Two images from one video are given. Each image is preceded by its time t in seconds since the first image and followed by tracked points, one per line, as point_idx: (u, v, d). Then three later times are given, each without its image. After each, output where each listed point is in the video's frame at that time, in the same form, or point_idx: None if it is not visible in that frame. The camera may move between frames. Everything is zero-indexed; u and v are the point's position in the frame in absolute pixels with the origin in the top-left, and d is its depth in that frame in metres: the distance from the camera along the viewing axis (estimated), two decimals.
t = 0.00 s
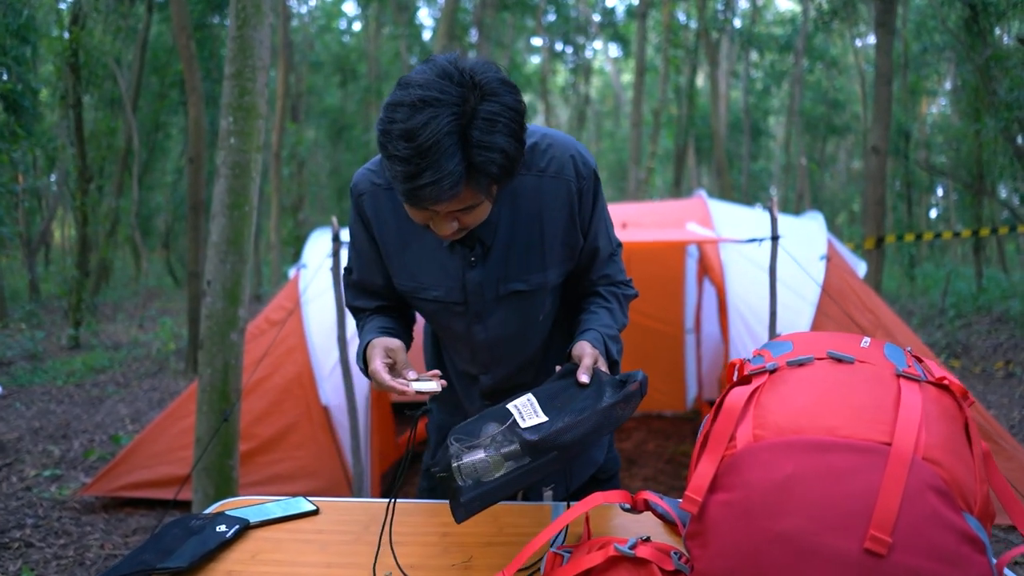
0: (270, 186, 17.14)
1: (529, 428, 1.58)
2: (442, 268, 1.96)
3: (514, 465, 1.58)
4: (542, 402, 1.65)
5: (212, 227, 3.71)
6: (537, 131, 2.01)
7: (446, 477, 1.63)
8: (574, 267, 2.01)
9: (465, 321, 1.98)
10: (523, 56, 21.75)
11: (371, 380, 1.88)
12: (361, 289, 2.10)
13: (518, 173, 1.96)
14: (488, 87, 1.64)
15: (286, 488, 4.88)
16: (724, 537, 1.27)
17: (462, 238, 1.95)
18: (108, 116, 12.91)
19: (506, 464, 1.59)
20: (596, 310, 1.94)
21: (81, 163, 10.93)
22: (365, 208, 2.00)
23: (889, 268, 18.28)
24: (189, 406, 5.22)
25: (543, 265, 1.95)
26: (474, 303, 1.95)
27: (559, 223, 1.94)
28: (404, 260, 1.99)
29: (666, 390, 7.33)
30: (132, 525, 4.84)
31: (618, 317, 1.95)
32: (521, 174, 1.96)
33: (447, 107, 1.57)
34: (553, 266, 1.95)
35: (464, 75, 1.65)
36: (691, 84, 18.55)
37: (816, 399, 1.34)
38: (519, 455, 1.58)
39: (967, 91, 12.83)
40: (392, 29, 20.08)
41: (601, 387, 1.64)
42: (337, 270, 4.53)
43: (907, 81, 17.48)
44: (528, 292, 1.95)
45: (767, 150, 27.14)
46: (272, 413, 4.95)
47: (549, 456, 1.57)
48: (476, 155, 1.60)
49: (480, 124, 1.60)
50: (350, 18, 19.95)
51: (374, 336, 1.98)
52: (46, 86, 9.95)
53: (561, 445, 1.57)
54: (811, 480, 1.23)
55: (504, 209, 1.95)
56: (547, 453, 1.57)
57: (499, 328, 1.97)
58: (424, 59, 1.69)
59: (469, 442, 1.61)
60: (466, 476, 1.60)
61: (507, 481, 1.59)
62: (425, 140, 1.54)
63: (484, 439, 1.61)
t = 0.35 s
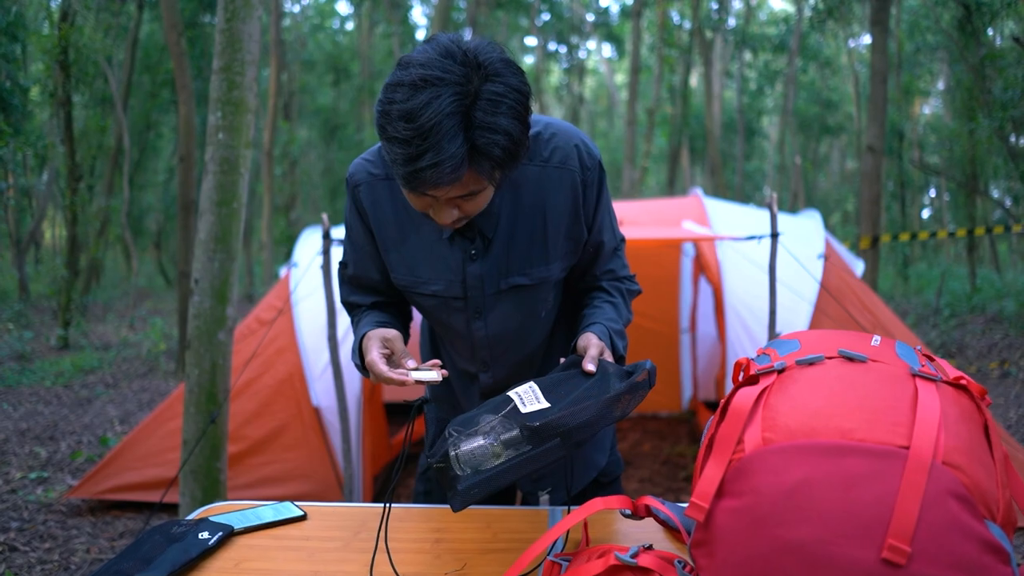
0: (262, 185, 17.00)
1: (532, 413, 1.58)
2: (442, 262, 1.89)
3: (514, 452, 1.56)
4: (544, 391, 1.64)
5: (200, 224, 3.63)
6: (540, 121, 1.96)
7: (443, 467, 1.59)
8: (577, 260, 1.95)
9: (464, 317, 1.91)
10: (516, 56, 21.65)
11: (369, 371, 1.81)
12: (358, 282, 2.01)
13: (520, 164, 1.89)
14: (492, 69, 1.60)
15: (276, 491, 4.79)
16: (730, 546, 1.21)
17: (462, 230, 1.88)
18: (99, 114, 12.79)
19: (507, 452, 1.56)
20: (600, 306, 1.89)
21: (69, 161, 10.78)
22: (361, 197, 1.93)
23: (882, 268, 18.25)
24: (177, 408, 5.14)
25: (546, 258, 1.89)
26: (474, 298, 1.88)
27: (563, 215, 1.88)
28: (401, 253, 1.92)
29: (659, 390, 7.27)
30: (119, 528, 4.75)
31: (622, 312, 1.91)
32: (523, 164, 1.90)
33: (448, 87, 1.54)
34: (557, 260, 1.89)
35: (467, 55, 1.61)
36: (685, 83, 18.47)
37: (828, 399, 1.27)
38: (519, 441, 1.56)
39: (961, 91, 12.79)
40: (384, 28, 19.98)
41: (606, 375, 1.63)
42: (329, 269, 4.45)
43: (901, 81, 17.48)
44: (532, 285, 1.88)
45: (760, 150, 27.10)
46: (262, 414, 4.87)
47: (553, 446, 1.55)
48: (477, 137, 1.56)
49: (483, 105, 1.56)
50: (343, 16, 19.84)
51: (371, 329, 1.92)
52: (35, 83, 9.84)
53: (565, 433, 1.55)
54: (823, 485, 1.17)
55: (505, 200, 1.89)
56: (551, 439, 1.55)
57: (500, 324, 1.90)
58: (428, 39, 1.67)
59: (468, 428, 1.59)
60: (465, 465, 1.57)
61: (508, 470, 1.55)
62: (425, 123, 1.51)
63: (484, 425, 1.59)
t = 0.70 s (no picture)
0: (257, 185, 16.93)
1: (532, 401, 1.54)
2: (444, 262, 1.84)
3: (514, 442, 1.53)
4: (547, 379, 1.61)
5: (193, 225, 3.57)
6: (544, 117, 1.92)
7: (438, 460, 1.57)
8: (581, 260, 1.91)
9: (467, 317, 1.86)
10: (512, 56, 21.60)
11: (374, 370, 1.76)
12: (358, 283, 1.97)
13: (525, 159, 1.85)
14: (493, 58, 1.55)
15: (269, 495, 4.74)
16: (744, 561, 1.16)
17: (465, 229, 1.84)
18: (92, 114, 12.69)
19: (507, 443, 1.53)
20: (607, 306, 1.85)
21: (63, 161, 10.71)
22: (362, 196, 1.88)
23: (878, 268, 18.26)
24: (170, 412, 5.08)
25: (550, 258, 1.84)
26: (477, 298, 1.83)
27: (567, 213, 1.83)
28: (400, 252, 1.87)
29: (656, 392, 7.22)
30: (111, 533, 4.69)
31: (630, 312, 1.86)
32: (528, 160, 1.85)
33: (449, 75, 1.50)
34: (561, 258, 1.85)
35: (468, 44, 1.57)
36: (681, 84, 18.44)
37: (843, 406, 1.22)
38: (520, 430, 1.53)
39: (957, 92, 12.79)
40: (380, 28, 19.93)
41: (611, 363, 1.61)
42: (325, 269, 4.40)
43: (897, 82, 17.47)
44: (536, 285, 1.83)
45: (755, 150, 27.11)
46: (256, 418, 4.81)
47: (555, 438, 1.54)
48: (479, 127, 1.51)
49: (485, 94, 1.52)
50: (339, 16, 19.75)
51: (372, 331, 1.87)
52: (28, 83, 9.77)
53: (569, 421, 1.54)
54: (840, 498, 1.12)
55: (509, 196, 1.84)
56: (555, 429, 1.54)
57: (502, 325, 1.85)
58: (428, 28, 1.63)
59: (467, 420, 1.56)
60: (465, 457, 1.53)
61: (509, 459, 1.53)
62: (425, 112, 1.47)
63: (482, 416, 1.55)
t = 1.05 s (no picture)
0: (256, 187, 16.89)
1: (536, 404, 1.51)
2: (449, 270, 1.82)
3: (516, 447, 1.49)
4: (551, 385, 1.58)
5: (192, 230, 3.55)
6: (550, 123, 1.90)
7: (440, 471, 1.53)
8: (586, 268, 1.88)
9: (472, 326, 1.84)
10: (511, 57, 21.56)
11: (377, 376, 1.74)
12: (361, 291, 1.95)
13: (530, 166, 1.84)
14: (499, 65, 1.54)
15: (270, 501, 4.74)
16: None
17: (469, 236, 1.82)
18: (92, 116, 12.65)
19: (511, 447, 1.49)
20: (612, 312, 1.83)
21: (62, 164, 10.68)
22: (366, 204, 1.86)
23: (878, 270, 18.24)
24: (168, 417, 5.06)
25: (555, 265, 1.82)
26: (482, 306, 1.81)
27: (573, 220, 1.81)
28: (406, 258, 1.84)
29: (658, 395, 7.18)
30: (110, 540, 4.67)
31: (636, 319, 1.84)
32: (533, 167, 1.84)
33: (454, 82, 1.48)
34: (567, 266, 1.82)
35: (473, 52, 1.55)
36: (681, 86, 18.40)
37: (855, 422, 1.20)
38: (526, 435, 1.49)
39: (957, 93, 12.76)
40: (379, 30, 19.91)
41: (615, 368, 1.59)
42: (325, 275, 4.37)
43: (897, 83, 17.45)
44: (541, 293, 1.81)
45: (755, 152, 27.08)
46: (256, 423, 4.78)
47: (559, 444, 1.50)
48: (484, 133, 1.49)
49: (490, 100, 1.50)
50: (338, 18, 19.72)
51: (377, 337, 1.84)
52: (27, 84, 9.73)
53: (574, 425, 1.51)
54: (854, 517, 1.10)
55: (514, 203, 1.82)
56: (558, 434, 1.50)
57: (508, 334, 1.83)
58: (432, 35, 1.61)
59: (469, 427, 1.53)
60: (467, 462, 1.49)
61: (513, 465, 1.48)
62: (429, 119, 1.45)
63: (486, 421, 1.52)
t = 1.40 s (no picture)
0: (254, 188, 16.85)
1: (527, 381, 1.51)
2: (449, 273, 1.80)
3: (509, 428, 1.49)
4: (543, 366, 1.58)
5: (189, 234, 3.53)
6: (548, 125, 1.88)
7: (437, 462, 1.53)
8: (587, 271, 1.86)
9: (473, 331, 1.82)
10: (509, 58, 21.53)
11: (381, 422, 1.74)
12: (362, 297, 1.93)
13: (529, 168, 1.82)
14: (496, 63, 1.52)
15: (268, 505, 4.75)
16: None
17: (469, 239, 1.80)
18: (89, 117, 12.62)
19: (506, 429, 1.49)
20: (611, 307, 1.81)
21: (59, 164, 10.65)
22: (365, 209, 1.84)
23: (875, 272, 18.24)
24: (166, 421, 5.04)
25: (556, 267, 1.80)
26: (483, 310, 1.80)
27: (573, 221, 1.79)
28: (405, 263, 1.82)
29: (656, 397, 7.18)
30: (106, 545, 4.66)
31: (636, 316, 1.81)
32: (531, 168, 1.82)
33: (450, 79, 1.46)
34: (567, 267, 1.80)
35: (471, 50, 1.53)
36: (679, 86, 18.36)
37: (859, 439, 1.19)
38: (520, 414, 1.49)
39: (954, 95, 12.75)
40: (377, 30, 19.87)
41: (607, 346, 1.60)
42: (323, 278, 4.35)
43: (895, 84, 17.42)
44: (541, 295, 1.79)
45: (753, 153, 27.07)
46: (253, 427, 4.77)
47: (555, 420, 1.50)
48: (480, 131, 1.47)
49: (486, 98, 1.48)
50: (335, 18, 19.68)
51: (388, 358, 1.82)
52: (24, 85, 9.68)
53: (568, 400, 1.51)
54: (858, 537, 1.09)
55: (513, 205, 1.80)
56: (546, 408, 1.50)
57: (508, 337, 1.82)
58: (431, 33, 1.60)
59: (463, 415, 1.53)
60: (462, 448, 1.49)
61: (509, 445, 1.48)
62: (424, 117, 1.44)
63: (477, 406, 1.52)
